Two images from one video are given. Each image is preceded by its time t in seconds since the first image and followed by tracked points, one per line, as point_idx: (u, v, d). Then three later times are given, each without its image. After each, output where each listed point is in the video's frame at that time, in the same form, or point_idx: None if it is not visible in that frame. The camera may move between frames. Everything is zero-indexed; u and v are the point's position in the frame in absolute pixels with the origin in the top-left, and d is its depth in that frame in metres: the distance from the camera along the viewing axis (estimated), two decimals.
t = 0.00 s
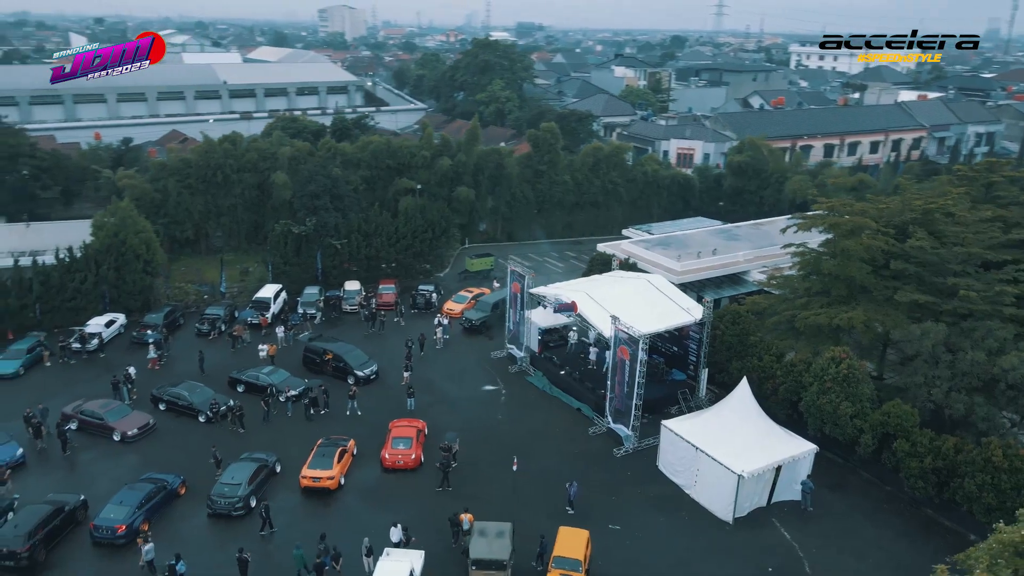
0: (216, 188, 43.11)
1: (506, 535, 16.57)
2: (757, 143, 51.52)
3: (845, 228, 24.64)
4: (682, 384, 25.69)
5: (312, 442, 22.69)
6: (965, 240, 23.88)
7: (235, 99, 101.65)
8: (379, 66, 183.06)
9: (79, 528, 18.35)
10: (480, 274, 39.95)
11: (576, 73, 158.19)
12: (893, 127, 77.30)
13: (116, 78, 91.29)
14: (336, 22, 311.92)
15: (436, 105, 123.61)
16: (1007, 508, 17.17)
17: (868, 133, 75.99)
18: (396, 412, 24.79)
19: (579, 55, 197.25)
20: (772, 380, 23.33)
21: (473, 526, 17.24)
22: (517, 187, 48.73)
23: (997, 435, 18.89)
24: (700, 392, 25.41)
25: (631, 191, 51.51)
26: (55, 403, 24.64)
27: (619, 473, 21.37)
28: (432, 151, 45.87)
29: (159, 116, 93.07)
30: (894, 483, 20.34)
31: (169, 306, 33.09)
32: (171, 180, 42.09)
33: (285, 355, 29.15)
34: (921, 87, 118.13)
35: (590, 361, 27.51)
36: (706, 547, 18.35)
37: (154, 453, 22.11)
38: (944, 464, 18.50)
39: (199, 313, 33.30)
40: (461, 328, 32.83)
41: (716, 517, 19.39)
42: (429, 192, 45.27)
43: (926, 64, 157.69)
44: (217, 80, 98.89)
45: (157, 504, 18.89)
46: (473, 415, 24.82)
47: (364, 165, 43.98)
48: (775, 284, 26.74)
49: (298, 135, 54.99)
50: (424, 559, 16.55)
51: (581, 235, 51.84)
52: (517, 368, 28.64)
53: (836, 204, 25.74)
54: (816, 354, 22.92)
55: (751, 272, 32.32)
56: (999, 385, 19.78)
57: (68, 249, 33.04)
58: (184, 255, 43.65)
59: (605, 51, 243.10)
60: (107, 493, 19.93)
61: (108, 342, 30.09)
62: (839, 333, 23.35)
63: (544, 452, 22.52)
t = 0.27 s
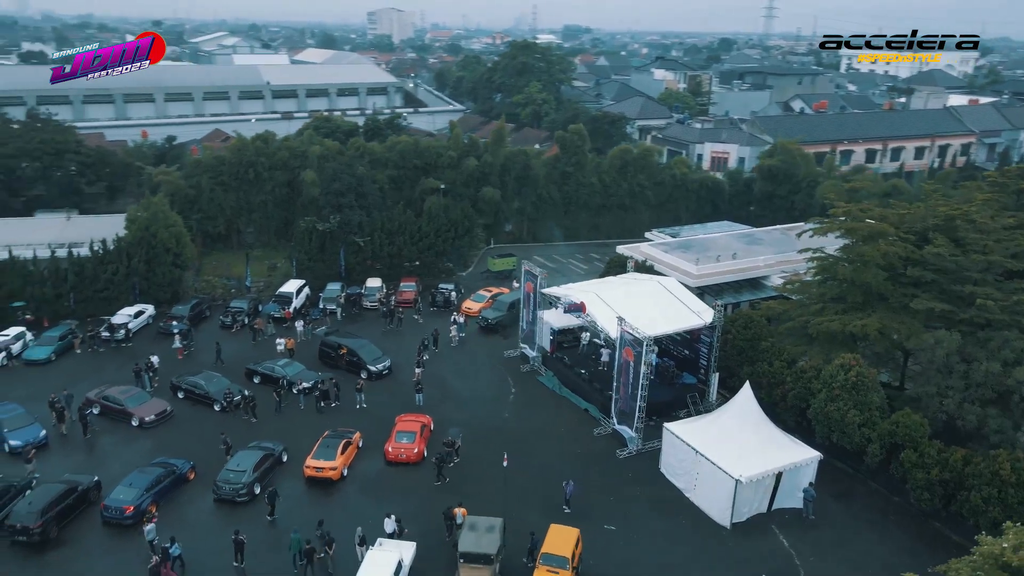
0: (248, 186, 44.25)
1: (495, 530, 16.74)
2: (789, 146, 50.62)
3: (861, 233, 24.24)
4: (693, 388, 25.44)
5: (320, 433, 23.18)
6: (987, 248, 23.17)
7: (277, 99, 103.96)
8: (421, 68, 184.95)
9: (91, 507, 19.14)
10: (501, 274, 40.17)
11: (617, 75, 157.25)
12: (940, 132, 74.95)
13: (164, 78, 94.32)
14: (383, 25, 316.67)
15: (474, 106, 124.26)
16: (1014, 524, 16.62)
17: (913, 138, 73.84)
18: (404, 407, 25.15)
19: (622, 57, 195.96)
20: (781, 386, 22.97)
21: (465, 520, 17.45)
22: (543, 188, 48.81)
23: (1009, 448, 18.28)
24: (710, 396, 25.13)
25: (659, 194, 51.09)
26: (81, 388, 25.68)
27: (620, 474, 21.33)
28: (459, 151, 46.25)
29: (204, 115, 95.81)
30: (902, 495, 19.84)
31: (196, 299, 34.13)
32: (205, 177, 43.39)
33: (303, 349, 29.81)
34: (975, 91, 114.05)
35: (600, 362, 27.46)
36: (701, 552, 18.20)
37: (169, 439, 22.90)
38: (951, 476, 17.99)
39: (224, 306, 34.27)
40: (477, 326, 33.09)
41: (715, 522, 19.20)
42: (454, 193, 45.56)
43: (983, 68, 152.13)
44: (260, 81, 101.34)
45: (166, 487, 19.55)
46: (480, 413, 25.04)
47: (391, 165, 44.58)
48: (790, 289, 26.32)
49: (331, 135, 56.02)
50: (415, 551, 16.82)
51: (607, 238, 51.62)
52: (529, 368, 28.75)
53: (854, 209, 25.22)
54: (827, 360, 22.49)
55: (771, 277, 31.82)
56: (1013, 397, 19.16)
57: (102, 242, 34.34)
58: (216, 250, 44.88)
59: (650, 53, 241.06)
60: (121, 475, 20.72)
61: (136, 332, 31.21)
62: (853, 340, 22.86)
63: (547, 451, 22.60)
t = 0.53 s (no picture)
0: (277, 183, 45.24)
1: (486, 525, 16.90)
2: (820, 150, 49.66)
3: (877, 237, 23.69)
4: (702, 391, 25.22)
5: (329, 426, 23.65)
6: (1009, 255, 22.46)
7: (316, 99, 105.88)
8: (461, 69, 186.38)
9: (104, 490, 19.89)
10: (521, 275, 40.31)
11: (655, 78, 155.96)
12: (986, 138, 72.51)
13: (207, 79, 96.94)
14: (427, 27, 320.32)
15: (510, 108, 124.53)
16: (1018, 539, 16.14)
17: (957, 143, 71.59)
18: (413, 403, 25.48)
19: (663, 59, 194.33)
20: (789, 392, 22.65)
21: (458, 514, 17.64)
22: (568, 190, 48.76)
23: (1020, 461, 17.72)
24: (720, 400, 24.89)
25: (686, 197, 50.57)
26: (105, 375, 26.65)
27: (620, 475, 21.29)
28: (485, 152, 46.54)
29: (245, 115, 98.13)
30: (909, 506, 19.37)
31: (221, 292, 35.12)
32: (236, 175, 44.52)
33: (320, 344, 30.41)
34: None
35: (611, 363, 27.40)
36: (695, 555, 18.07)
37: (184, 427, 23.64)
38: (956, 487, 17.52)
39: (247, 301, 35.14)
40: (493, 326, 33.28)
41: (713, 526, 19.04)
42: (478, 193, 45.83)
43: None
44: (299, 82, 103.34)
45: (175, 473, 20.18)
46: (488, 411, 25.23)
47: (417, 164, 45.02)
48: (805, 295, 25.88)
49: (361, 134, 56.87)
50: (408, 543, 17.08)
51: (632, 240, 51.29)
52: (541, 367, 28.85)
53: (871, 213, 24.69)
54: (837, 367, 22.09)
55: (790, 282, 31.31)
56: None
57: (132, 236, 35.54)
58: (245, 246, 46.00)
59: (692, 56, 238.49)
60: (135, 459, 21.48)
61: (162, 324, 32.24)
62: (865, 347, 22.40)
63: (550, 450, 22.68)
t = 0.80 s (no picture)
0: (306, 181, 46.15)
1: (478, 519, 17.09)
2: (853, 155, 48.52)
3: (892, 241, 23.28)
4: (712, 395, 24.98)
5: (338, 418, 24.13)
6: None
7: (354, 100, 107.57)
8: (500, 71, 187.07)
9: (119, 473, 20.66)
10: (542, 275, 40.33)
11: (695, 80, 154.06)
12: None
13: (250, 79, 99.36)
14: (469, 29, 322.38)
15: (545, 110, 124.48)
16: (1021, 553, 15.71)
17: (1005, 149, 69.06)
18: (422, 399, 25.80)
19: (705, 62, 191.79)
20: (798, 398, 22.33)
21: (452, 508, 17.86)
22: (593, 192, 48.54)
23: None
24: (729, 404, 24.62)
25: (713, 201, 49.90)
26: (130, 363, 27.61)
27: (621, 476, 21.26)
28: (510, 152, 46.70)
29: (284, 115, 100.19)
30: (915, 517, 18.94)
31: (246, 287, 36.09)
32: (266, 173, 45.56)
33: (337, 339, 31.00)
34: None
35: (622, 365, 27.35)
36: (689, 558, 17.96)
37: (200, 416, 24.39)
38: (960, 499, 17.10)
39: (271, 295, 36.00)
40: (509, 325, 33.45)
41: (710, 530, 18.89)
42: (503, 193, 45.84)
43: None
44: (338, 83, 105.12)
45: (186, 459, 20.86)
46: (495, 408, 25.43)
47: (442, 164, 45.34)
48: (820, 301, 25.45)
49: (392, 135, 57.59)
50: (401, 535, 17.36)
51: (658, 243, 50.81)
52: (552, 367, 28.92)
53: (888, 218, 24.19)
54: (846, 374, 21.70)
55: (810, 287, 30.70)
56: None
57: (163, 231, 36.77)
58: (274, 243, 47.02)
59: (736, 58, 234.85)
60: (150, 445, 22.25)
61: (188, 316, 33.24)
62: (877, 355, 21.94)
63: (553, 449, 22.76)
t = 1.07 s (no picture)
0: (336, 180, 47.07)
1: (470, 513, 17.35)
2: (890, 160, 47.19)
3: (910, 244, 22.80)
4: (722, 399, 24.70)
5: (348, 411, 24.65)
6: None
7: (395, 101, 109.09)
8: (542, 73, 187.29)
9: (135, 456, 21.51)
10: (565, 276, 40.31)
11: (740, 83, 151.56)
12: None
13: (293, 80, 101.70)
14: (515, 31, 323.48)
15: (584, 112, 124.05)
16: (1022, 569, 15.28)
17: None
18: (433, 395, 26.17)
19: (752, 64, 188.43)
20: (807, 404, 21.98)
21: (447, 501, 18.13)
22: (621, 194, 48.21)
23: None
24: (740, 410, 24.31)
25: (744, 205, 49.12)
26: (157, 352, 28.65)
27: (622, 476, 21.24)
28: (537, 153, 46.79)
29: (325, 115, 102.14)
30: (920, 528, 18.49)
31: (272, 282, 37.05)
32: (298, 171, 46.65)
33: (356, 334, 31.62)
34: None
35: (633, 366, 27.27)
36: (682, 559, 17.89)
37: (218, 405, 25.18)
38: (963, 511, 16.68)
39: (296, 290, 36.89)
40: (526, 325, 33.60)
41: (707, 533, 18.77)
42: (529, 195, 45.90)
43: None
44: (379, 84, 106.76)
45: (199, 444, 21.58)
46: (504, 406, 25.65)
47: (470, 165, 45.64)
48: (836, 307, 24.98)
49: (424, 135, 58.29)
50: (396, 525, 17.70)
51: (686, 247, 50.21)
52: (565, 367, 28.99)
53: (907, 224, 23.62)
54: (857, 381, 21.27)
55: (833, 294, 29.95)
56: None
57: (196, 225, 38.03)
58: (305, 240, 48.08)
59: (784, 60, 230.10)
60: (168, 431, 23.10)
61: (216, 308, 34.30)
62: (889, 363, 21.46)
63: (557, 448, 22.85)
